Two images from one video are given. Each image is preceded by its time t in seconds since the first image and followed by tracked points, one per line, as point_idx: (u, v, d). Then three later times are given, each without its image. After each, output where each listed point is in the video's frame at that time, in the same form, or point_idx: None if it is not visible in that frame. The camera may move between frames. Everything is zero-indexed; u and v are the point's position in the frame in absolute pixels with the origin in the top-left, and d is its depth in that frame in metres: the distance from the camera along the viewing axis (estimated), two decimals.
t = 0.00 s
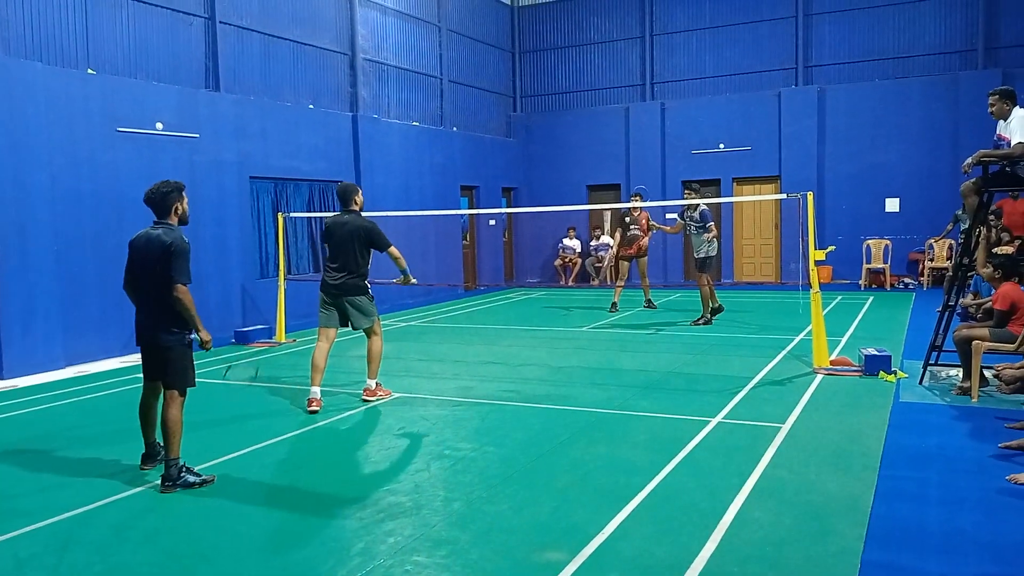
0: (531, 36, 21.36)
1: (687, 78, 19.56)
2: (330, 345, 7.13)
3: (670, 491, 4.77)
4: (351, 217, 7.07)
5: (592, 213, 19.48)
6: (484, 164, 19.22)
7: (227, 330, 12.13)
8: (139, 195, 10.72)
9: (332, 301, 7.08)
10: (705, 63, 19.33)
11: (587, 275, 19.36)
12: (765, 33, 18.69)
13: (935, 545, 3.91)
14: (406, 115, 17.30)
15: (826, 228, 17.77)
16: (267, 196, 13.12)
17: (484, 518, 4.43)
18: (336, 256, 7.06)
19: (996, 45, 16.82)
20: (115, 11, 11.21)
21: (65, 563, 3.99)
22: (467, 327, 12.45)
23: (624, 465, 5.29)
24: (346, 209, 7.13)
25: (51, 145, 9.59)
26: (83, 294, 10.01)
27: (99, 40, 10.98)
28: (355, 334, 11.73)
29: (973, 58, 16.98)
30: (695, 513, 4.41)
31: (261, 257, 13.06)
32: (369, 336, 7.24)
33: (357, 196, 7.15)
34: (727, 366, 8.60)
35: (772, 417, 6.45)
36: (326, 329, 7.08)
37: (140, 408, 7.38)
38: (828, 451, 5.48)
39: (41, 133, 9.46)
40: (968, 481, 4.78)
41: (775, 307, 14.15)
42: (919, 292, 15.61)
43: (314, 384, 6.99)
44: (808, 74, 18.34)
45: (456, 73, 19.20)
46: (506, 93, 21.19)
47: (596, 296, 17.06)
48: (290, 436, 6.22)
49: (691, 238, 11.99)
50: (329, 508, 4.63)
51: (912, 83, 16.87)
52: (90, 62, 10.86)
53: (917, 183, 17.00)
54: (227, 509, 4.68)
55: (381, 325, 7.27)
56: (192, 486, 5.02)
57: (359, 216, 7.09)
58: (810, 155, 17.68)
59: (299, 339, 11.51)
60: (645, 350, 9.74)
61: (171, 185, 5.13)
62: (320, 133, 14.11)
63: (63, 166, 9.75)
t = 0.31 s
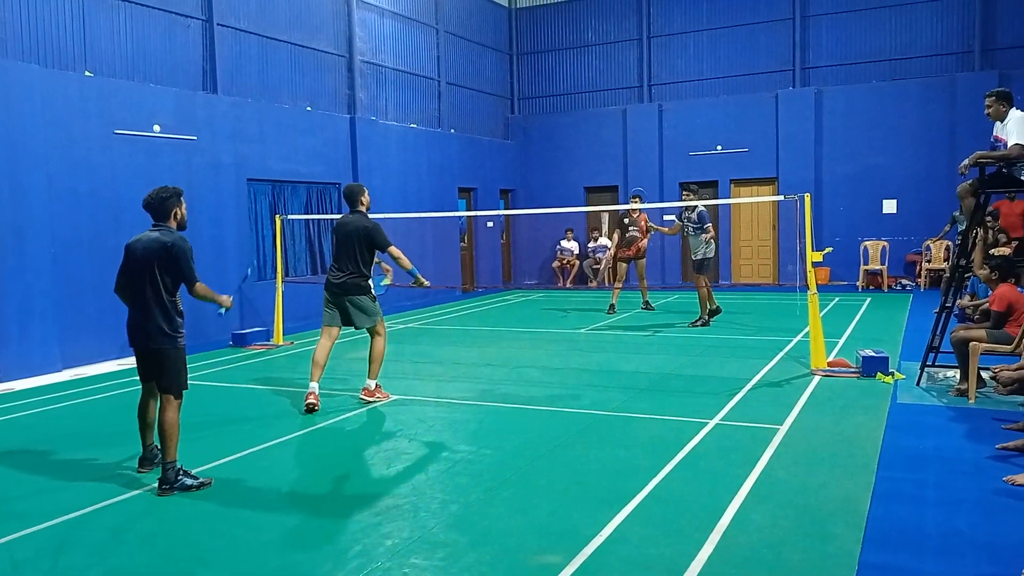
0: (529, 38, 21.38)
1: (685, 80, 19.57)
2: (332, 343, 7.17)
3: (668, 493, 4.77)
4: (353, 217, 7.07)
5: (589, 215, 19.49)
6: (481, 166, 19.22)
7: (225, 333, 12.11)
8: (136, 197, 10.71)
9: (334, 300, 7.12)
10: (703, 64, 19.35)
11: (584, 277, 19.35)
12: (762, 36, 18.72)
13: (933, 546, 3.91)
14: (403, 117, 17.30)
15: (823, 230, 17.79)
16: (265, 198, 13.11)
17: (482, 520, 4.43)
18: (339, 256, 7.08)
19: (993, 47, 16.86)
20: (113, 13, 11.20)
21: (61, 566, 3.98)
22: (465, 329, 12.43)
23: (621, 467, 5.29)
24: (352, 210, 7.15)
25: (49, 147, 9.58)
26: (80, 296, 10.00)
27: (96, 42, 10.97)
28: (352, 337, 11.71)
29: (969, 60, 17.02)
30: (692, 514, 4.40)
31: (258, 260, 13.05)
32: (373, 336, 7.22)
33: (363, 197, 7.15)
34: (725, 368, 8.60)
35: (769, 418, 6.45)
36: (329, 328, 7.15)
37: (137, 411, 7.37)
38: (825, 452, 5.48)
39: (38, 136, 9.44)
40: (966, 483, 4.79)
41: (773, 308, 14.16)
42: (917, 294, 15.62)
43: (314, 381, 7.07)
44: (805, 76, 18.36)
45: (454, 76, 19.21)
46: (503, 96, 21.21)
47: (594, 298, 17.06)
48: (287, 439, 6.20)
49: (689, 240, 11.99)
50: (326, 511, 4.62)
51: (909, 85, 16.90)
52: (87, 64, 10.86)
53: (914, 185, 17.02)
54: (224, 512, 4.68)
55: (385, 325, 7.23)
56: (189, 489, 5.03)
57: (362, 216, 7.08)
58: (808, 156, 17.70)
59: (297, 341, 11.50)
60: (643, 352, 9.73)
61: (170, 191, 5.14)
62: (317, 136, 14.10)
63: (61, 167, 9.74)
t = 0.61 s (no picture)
0: (525, 42, 21.42)
1: (681, 84, 19.62)
2: (332, 343, 7.15)
3: (665, 496, 4.78)
4: (358, 217, 7.10)
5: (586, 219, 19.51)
6: (478, 170, 19.25)
7: (221, 337, 12.09)
8: (133, 201, 10.70)
9: (335, 301, 7.11)
10: (699, 69, 19.40)
11: (581, 281, 19.37)
12: (758, 40, 18.78)
13: (930, 550, 3.91)
14: (400, 121, 17.31)
15: (819, 234, 17.83)
16: (261, 201, 13.12)
17: (479, 524, 4.42)
18: (343, 256, 7.10)
19: (988, 52, 16.93)
20: (109, 17, 11.20)
21: (57, 571, 3.97)
22: (461, 332, 12.44)
23: (618, 471, 5.29)
24: (357, 211, 7.17)
25: (45, 151, 9.56)
26: (76, 300, 9.98)
27: (92, 46, 10.96)
28: (349, 341, 11.70)
29: (964, 65, 17.10)
30: (689, 518, 4.41)
31: (255, 263, 13.05)
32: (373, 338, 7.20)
33: (368, 199, 7.17)
34: (720, 372, 8.62)
35: (765, 422, 6.46)
36: (330, 327, 7.11)
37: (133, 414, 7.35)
38: (821, 456, 5.49)
39: (34, 140, 9.42)
40: (962, 487, 4.80)
41: (769, 312, 14.19)
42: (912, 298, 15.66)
43: (312, 376, 7.12)
44: (801, 80, 18.41)
45: (450, 79, 19.22)
46: (500, 100, 21.24)
47: (591, 301, 17.07)
48: (283, 443, 6.20)
49: (685, 243, 12.00)
50: (321, 515, 4.62)
51: (905, 89, 16.95)
52: (83, 67, 10.85)
53: (910, 189, 17.07)
54: (220, 516, 4.66)
55: (385, 327, 7.21)
56: (186, 491, 5.01)
57: (367, 217, 7.10)
58: (803, 161, 17.74)
59: (293, 345, 11.49)
60: (639, 356, 9.74)
61: (167, 202, 5.15)
62: (314, 139, 14.11)
63: (57, 171, 9.72)
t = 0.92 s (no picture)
0: (524, 40, 21.41)
1: (679, 83, 19.62)
2: (334, 340, 7.17)
3: (662, 494, 4.78)
4: (363, 216, 7.10)
5: (584, 217, 19.51)
6: (477, 168, 19.25)
7: (219, 334, 12.09)
8: (130, 198, 10.68)
9: (337, 298, 7.13)
10: (698, 67, 19.39)
11: (579, 279, 19.37)
12: (757, 39, 18.77)
13: (927, 549, 3.92)
14: (399, 119, 17.30)
15: (817, 233, 17.84)
16: (259, 198, 13.11)
17: (476, 522, 4.42)
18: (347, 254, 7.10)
19: (986, 51, 16.94)
20: (106, 14, 11.17)
21: (53, 568, 3.97)
22: (459, 330, 12.44)
23: (616, 469, 5.29)
24: (360, 208, 7.16)
25: (42, 148, 9.54)
26: (73, 297, 9.97)
27: (89, 43, 10.94)
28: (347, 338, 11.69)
29: (963, 64, 17.10)
30: (686, 516, 4.42)
31: (253, 260, 13.05)
32: (374, 336, 7.18)
33: (372, 197, 7.16)
34: (718, 370, 8.63)
35: (763, 420, 6.48)
36: (331, 325, 7.15)
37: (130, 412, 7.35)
38: (818, 454, 5.50)
39: (32, 137, 9.39)
40: (959, 485, 4.81)
41: (767, 311, 14.21)
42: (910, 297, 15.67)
43: (311, 375, 7.08)
44: (799, 79, 18.40)
45: (448, 77, 19.20)
46: (498, 98, 21.23)
47: (589, 300, 17.08)
48: (282, 440, 6.20)
49: (683, 241, 12.00)
50: (319, 512, 4.62)
51: (904, 89, 16.95)
52: (81, 65, 10.84)
53: (908, 189, 17.08)
54: (218, 513, 4.67)
55: (385, 325, 7.16)
56: (185, 488, 5.00)
57: (372, 215, 7.10)
58: (802, 159, 17.75)
59: (292, 343, 11.49)
60: (637, 354, 9.75)
61: (165, 199, 5.14)
62: (313, 137, 14.10)
63: (54, 168, 9.70)
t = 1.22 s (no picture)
0: (522, 40, 21.41)
1: (677, 83, 19.63)
2: (331, 340, 7.16)
3: (660, 494, 4.79)
4: (363, 216, 7.11)
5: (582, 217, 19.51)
6: (475, 168, 19.26)
7: (217, 334, 12.08)
8: (127, 197, 10.67)
9: (336, 297, 7.12)
10: (695, 67, 19.41)
11: (577, 279, 19.37)
12: (755, 39, 18.78)
13: (924, 548, 3.93)
14: (397, 118, 17.30)
15: (814, 233, 17.86)
16: (257, 198, 13.10)
17: (474, 522, 4.42)
18: (346, 253, 7.10)
19: (984, 52, 16.97)
20: (104, 13, 11.16)
21: (50, 568, 3.96)
22: (457, 330, 12.44)
23: (614, 469, 5.29)
24: (360, 208, 7.17)
25: (39, 148, 9.53)
26: (71, 297, 9.96)
27: (87, 43, 10.92)
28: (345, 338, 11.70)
29: (960, 65, 17.13)
30: (684, 516, 4.42)
31: (251, 260, 13.05)
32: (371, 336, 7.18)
33: (372, 196, 7.15)
34: (716, 370, 8.64)
35: (761, 420, 6.49)
36: (330, 324, 7.14)
37: (128, 412, 7.35)
38: (816, 454, 5.51)
39: (30, 136, 9.38)
40: (956, 485, 4.82)
41: (764, 311, 14.22)
42: (907, 296, 15.69)
43: (308, 374, 7.06)
44: (797, 79, 18.43)
45: (446, 77, 19.20)
46: (496, 98, 21.23)
47: (586, 300, 17.08)
48: (280, 440, 6.20)
49: (682, 241, 12.02)
50: (317, 512, 4.62)
51: (901, 89, 16.97)
52: (78, 64, 10.83)
53: (905, 189, 17.10)
54: (216, 513, 4.66)
55: (383, 325, 7.19)
56: (183, 488, 5.00)
57: (373, 216, 7.13)
58: (799, 159, 17.77)
59: (289, 343, 11.48)
60: (635, 354, 9.76)
61: (162, 197, 5.13)
62: (311, 137, 14.10)
63: (51, 168, 9.69)
